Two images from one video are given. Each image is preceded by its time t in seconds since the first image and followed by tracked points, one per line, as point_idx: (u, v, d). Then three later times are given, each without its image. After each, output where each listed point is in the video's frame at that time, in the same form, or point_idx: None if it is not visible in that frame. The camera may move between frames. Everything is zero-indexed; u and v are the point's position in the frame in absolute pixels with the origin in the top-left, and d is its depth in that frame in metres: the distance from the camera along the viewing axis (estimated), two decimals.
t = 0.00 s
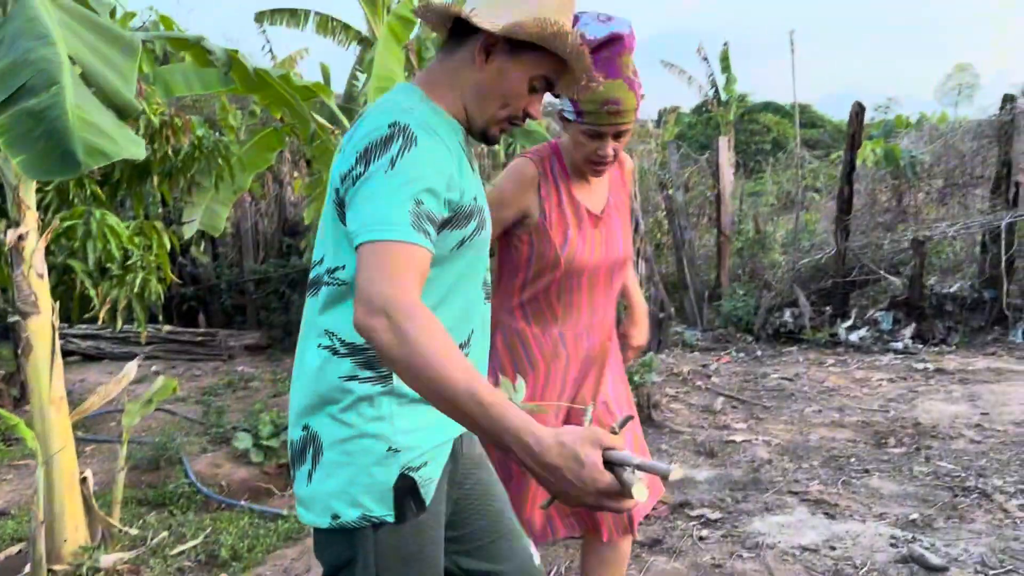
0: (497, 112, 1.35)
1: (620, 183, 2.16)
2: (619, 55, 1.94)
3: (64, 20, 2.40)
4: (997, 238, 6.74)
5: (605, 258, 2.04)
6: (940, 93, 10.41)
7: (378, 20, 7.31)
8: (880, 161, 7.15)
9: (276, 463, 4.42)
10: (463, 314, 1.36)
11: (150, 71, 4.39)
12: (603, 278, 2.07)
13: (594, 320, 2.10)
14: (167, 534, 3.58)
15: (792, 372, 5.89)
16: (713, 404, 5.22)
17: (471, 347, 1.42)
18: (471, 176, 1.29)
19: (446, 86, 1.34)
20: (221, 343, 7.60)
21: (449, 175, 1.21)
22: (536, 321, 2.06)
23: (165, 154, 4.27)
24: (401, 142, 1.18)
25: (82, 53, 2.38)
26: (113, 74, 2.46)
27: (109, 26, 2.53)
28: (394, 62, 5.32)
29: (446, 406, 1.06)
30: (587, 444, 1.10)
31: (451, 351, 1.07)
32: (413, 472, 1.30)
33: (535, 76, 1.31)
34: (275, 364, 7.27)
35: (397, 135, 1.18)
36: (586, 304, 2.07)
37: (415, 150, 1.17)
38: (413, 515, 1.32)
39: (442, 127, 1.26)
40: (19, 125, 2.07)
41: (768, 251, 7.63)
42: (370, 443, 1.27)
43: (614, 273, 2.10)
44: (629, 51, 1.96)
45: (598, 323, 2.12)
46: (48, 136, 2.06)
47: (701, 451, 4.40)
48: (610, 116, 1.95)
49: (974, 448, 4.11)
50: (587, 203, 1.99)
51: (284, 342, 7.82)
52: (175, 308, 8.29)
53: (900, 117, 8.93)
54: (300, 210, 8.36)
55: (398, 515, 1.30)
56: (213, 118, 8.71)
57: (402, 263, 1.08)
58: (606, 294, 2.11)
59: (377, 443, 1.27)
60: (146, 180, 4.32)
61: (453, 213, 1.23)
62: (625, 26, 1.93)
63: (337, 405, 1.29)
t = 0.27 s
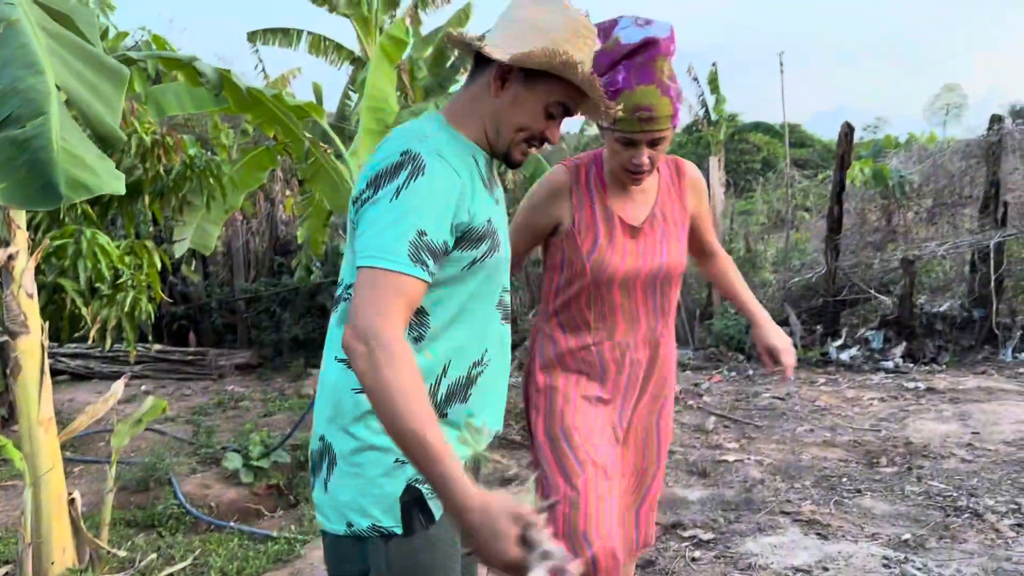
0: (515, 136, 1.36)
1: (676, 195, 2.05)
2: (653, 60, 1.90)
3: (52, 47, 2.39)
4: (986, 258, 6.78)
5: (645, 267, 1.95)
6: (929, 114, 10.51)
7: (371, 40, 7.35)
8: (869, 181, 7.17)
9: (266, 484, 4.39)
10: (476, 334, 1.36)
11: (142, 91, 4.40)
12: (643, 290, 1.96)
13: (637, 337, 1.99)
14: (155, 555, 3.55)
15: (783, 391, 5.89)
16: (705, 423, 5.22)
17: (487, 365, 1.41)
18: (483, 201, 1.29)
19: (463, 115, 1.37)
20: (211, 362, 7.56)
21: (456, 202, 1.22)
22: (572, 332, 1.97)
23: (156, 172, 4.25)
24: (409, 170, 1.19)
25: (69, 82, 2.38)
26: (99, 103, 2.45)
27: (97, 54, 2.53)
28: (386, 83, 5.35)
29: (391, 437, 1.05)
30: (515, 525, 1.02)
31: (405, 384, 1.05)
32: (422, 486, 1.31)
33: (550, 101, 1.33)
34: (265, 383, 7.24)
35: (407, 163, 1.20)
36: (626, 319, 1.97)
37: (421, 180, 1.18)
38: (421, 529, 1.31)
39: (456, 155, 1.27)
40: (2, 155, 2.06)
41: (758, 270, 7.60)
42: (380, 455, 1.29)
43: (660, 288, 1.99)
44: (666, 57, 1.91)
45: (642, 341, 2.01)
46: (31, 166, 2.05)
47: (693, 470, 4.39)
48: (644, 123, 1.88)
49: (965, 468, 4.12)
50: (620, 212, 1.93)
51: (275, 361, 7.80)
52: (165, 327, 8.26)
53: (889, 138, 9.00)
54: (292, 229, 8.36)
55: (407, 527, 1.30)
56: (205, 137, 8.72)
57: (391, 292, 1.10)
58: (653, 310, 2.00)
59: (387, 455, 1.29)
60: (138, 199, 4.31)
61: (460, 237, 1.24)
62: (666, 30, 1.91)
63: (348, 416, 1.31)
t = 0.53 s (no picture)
0: (529, 161, 1.38)
1: (702, 197, 1.93)
2: (674, 60, 1.75)
3: (36, 55, 2.38)
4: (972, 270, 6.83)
5: (663, 276, 1.85)
6: (915, 127, 10.59)
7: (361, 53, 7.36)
8: (856, 194, 7.20)
9: (252, 497, 4.37)
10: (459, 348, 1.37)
11: (130, 103, 4.40)
12: (664, 300, 1.87)
13: (660, 350, 1.90)
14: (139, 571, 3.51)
15: (772, 403, 5.90)
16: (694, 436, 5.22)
17: (472, 379, 1.40)
18: (462, 216, 1.31)
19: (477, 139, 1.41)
20: (198, 375, 7.52)
21: (419, 216, 1.25)
22: (594, 347, 1.90)
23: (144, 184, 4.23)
24: (377, 186, 1.26)
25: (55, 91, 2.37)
26: (86, 110, 2.45)
27: (81, 61, 2.52)
28: (375, 95, 5.36)
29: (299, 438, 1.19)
30: None
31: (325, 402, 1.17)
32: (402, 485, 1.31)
33: (563, 126, 1.35)
34: (253, 396, 7.20)
35: (378, 177, 1.26)
36: (646, 331, 1.88)
37: (386, 194, 1.24)
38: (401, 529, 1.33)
39: (436, 171, 1.31)
40: None
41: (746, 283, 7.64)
42: (359, 457, 1.33)
43: (684, 297, 1.89)
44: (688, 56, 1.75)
45: (667, 354, 1.91)
46: (16, 176, 2.03)
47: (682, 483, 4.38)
48: (667, 126, 1.73)
49: (952, 480, 4.13)
50: (635, 219, 1.85)
51: (262, 374, 7.77)
52: (152, 339, 8.21)
53: (875, 151, 9.06)
54: (280, 241, 8.34)
55: (384, 523, 1.33)
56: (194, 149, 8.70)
57: (334, 303, 1.20)
58: (676, 323, 1.90)
59: (366, 450, 1.32)
60: (125, 211, 4.29)
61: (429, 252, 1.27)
62: (686, 25, 1.76)
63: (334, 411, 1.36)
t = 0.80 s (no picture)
0: (508, 162, 1.38)
1: (726, 197, 1.84)
2: (699, 65, 1.64)
3: (26, 57, 2.37)
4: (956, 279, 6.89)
5: (685, 279, 1.77)
6: (901, 137, 10.68)
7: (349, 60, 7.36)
8: (841, 203, 7.25)
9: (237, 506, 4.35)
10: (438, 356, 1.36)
11: (116, 109, 4.38)
12: (688, 304, 1.79)
13: (686, 355, 1.80)
14: None
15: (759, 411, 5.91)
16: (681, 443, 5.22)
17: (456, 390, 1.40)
18: (437, 221, 1.32)
19: (459, 144, 1.42)
20: (184, 383, 7.48)
21: (392, 221, 1.26)
22: (618, 354, 1.83)
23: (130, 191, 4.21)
24: (344, 189, 1.27)
25: (46, 93, 2.36)
26: (77, 112, 2.44)
27: (70, 64, 2.51)
28: (363, 102, 5.37)
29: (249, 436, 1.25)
30: None
31: (273, 405, 1.20)
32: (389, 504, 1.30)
33: (543, 124, 1.34)
34: (239, 404, 7.17)
35: (346, 181, 1.28)
36: (669, 337, 1.80)
37: (351, 196, 1.25)
38: (388, 547, 1.34)
39: (410, 174, 1.32)
40: None
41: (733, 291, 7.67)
42: (346, 473, 1.32)
43: (709, 301, 1.80)
44: (717, 60, 1.64)
45: (694, 359, 1.80)
46: (14, 176, 1.99)
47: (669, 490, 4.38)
48: (685, 136, 1.63)
49: (937, 487, 4.15)
50: (655, 221, 1.77)
51: (249, 382, 7.73)
52: (137, 347, 8.16)
53: (860, 160, 9.12)
54: (267, 248, 8.32)
55: (370, 544, 1.33)
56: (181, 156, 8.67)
57: (292, 307, 1.24)
58: (701, 327, 1.80)
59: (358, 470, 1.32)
60: (110, 218, 4.27)
61: (400, 256, 1.28)
62: (719, 28, 1.65)
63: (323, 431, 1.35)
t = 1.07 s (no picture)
0: (485, 164, 1.39)
1: (762, 192, 1.70)
2: (699, 46, 1.56)
3: (16, 56, 2.36)
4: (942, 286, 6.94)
5: (705, 277, 1.68)
6: (887, 145, 10.76)
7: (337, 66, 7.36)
8: (826, 211, 7.14)
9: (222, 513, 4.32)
10: (421, 364, 1.36)
11: (102, 113, 4.33)
12: (710, 303, 1.69)
13: (710, 356, 1.71)
14: None
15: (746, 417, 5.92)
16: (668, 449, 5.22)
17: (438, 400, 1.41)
18: (423, 226, 1.32)
19: (438, 144, 1.43)
20: (169, 389, 7.44)
21: (379, 227, 1.25)
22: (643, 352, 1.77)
23: (115, 196, 4.16)
24: (327, 189, 1.26)
25: (37, 92, 2.34)
26: (68, 109, 2.43)
27: (58, 61, 2.50)
28: (351, 108, 5.37)
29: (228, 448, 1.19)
30: None
31: (255, 416, 1.17)
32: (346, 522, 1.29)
33: (518, 126, 1.35)
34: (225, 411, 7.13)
35: (328, 180, 1.27)
36: (692, 337, 1.71)
37: (335, 197, 1.24)
38: (346, 566, 1.35)
39: (395, 177, 1.32)
40: None
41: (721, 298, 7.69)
42: (311, 487, 1.31)
43: (737, 302, 1.69)
44: (718, 42, 1.55)
45: (719, 361, 1.71)
46: (6, 171, 1.98)
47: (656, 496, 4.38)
48: (673, 117, 1.56)
49: (923, 493, 4.17)
50: (675, 215, 1.69)
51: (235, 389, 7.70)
52: (123, 353, 8.11)
53: (847, 168, 9.17)
54: (255, 254, 8.29)
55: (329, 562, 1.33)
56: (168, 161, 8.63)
57: (274, 310, 1.21)
58: (727, 328, 1.70)
59: (317, 488, 1.31)
60: (96, 222, 4.24)
61: (386, 259, 1.27)
62: (730, 10, 1.55)
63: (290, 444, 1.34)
